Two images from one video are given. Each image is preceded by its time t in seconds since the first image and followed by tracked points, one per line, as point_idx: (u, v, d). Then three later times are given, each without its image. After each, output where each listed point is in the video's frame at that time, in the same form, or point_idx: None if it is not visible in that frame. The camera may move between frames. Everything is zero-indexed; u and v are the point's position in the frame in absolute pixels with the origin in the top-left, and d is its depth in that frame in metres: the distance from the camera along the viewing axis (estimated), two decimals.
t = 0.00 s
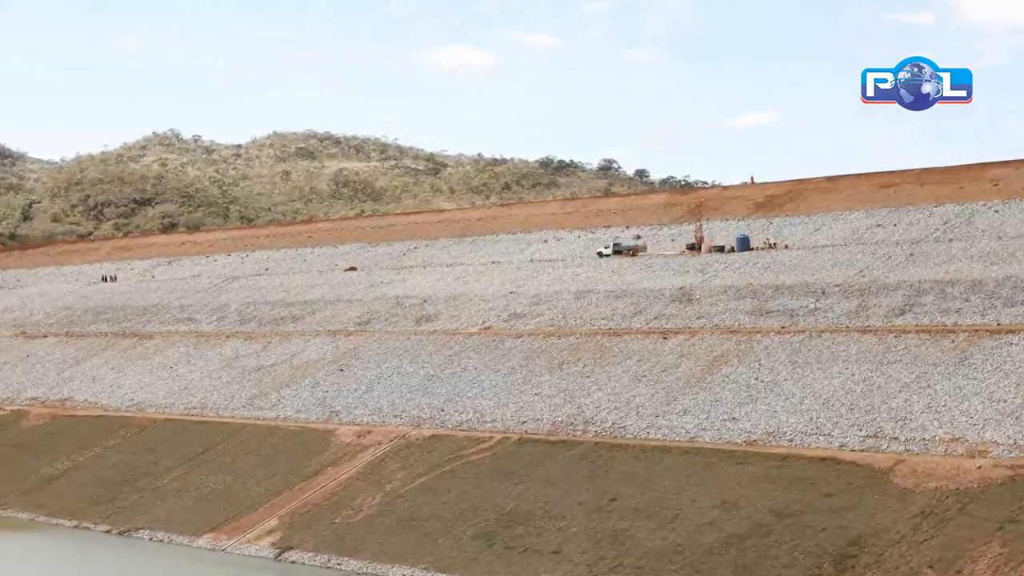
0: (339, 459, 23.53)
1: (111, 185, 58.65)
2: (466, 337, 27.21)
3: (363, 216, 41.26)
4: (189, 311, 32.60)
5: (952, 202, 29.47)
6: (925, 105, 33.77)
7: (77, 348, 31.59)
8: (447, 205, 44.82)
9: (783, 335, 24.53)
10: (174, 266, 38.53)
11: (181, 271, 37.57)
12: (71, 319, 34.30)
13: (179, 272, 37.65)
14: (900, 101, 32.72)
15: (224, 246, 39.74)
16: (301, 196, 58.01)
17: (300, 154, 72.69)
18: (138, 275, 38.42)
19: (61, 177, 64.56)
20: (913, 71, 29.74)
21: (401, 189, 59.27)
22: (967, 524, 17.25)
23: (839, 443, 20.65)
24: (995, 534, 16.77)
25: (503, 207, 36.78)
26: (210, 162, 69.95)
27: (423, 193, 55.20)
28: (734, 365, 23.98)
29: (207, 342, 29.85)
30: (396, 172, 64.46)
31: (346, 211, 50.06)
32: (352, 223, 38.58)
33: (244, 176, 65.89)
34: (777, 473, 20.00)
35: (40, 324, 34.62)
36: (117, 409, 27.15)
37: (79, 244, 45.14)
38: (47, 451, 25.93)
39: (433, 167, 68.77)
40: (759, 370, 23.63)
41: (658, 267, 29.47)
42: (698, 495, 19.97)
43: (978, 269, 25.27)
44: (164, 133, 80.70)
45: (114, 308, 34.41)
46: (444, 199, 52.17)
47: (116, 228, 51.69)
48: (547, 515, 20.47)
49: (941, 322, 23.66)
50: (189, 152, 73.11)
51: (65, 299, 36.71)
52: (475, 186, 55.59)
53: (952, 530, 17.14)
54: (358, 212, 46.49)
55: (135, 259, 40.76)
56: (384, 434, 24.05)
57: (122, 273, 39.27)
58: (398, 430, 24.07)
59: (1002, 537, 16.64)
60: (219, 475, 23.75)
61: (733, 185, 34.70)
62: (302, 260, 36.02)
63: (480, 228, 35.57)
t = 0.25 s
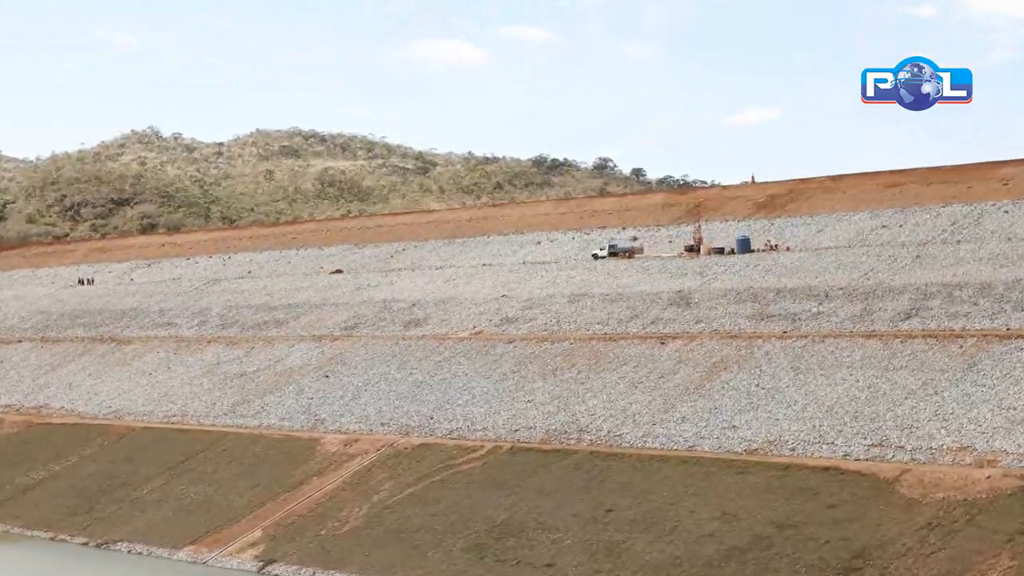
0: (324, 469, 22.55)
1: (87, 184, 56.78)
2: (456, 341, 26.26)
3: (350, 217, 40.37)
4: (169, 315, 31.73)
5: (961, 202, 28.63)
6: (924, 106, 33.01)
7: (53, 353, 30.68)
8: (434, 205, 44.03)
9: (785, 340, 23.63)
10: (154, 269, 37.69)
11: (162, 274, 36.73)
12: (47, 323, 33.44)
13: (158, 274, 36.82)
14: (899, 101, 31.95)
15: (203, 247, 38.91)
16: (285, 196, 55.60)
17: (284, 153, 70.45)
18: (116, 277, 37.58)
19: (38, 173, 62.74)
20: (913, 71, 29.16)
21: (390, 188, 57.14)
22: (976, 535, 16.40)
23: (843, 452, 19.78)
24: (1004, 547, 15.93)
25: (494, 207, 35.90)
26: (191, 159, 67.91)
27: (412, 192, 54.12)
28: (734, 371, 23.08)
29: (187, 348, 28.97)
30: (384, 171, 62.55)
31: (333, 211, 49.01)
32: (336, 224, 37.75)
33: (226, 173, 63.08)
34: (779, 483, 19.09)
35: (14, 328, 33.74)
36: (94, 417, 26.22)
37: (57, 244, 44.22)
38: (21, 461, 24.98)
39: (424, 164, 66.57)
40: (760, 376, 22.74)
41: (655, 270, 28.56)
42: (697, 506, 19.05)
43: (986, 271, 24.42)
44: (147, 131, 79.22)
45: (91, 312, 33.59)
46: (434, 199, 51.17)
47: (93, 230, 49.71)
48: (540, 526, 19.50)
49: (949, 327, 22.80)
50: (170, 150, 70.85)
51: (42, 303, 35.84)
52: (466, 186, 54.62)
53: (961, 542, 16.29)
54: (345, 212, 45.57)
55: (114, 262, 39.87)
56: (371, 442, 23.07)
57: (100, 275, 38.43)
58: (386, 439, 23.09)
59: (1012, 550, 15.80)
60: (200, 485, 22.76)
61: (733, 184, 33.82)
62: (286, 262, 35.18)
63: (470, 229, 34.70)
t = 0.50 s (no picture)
0: (308, 479, 21.57)
1: (63, 185, 54.47)
2: (446, 346, 25.21)
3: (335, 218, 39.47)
4: (148, 320, 30.83)
5: (969, 202, 27.80)
6: (925, 106, 32.16)
7: (27, 359, 29.77)
8: (421, 205, 43.18)
9: (787, 345, 22.73)
10: (131, 272, 36.82)
11: (140, 277, 35.87)
12: (21, 328, 32.56)
13: (135, 277, 35.96)
14: (899, 101, 31.11)
15: (182, 250, 37.93)
16: (268, 196, 52.56)
17: (268, 152, 66.59)
18: (92, 281, 36.68)
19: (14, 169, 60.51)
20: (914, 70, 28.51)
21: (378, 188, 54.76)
22: (986, 548, 15.56)
23: (847, 462, 18.90)
24: (1013, 560, 15.11)
25: (485, 207, 34.96)
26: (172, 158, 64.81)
27: (401, 192, 52.78)
28: (734, 378, 22.19)
29: (166, 353, 28.05)
30: (370, 168, 60.49)
31: (319, 211, 47.83)
32: (319, 225, 36.87)
33: (206, 172, 60.05)
34: (781, 494, 18.19)
35: None
36: (70, 426, 25.27)
37: (33, 245, 43.25)
38: None
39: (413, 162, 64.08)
40: (761, 383, 21.84)
41: (652, 273, 27.63)
42: (694, 517, 18.15)
43: (996, 274, 23.55)
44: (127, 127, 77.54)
45: (66, 316, 32.74)
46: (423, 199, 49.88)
47: (68, 232, 47.59)
48: (532, 538, 18.56)
49: (957, 332, 21.93)
50: (150, 147, 68.43)
51: (17, 307, 34.96)
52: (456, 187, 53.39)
53: (969, 556, 15.46)
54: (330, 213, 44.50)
55: (90, 265, 38.96)
56: (357, 452, 22.12)
57: (76, 279, 37.53)
58: (372, 449, 22.09)
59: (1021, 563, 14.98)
60: (179, 496, 21.78)
61: (733, 183, 32.93)
62: (268, 265, 34.28)
63: (460, 231, 33.80)
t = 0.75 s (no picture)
0: (291, 491, 20.54)
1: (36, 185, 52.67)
2: (434, 352, 24.23)
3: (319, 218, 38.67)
4: (124, 325, 29.99)
5: (979, 201, 26.96)
6: (925, 105, 31.29)
7: None
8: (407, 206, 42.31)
9: (789, 351, 21.82)
10: (107, 275, 35.97)
11: (116, 280, 35.03)
12: None
13: (112, 281, 35.20)
14: (898, 101, 30.25)
15: (160, 252, 37.16)
16: (249, 196, 50.63)
17: (250, 149, 64.52)
18: (66, 284, 35.83)
19: None
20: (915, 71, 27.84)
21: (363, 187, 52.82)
22: (996, 564, 14.71)
23: (851, 473, 18.00)
24: None
25: (476, 208, 34.14)
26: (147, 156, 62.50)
27: (387, 192, 51.14)
28: (734, 385, 21.27)
29: (144, 359, 27.12)
30: (355, 166, 58.57)
31: (304, 212, 46.58)
32: (302, 225, 36.25)
33: (184, 172, 57.93)
34: (782, 506, 17.27)
35: None
36: (43, 436, 24.27)
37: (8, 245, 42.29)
38: None
39: (401, 160, 62.05)
40: (762, 391, 20.93)
41: (649, 276, 26.71)
42: (692, 530, 17.25)
43: (1006, 277, 22.67)
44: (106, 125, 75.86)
45: (38, 321, 31.91)
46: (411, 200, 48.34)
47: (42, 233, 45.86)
48: (523, 552, 17.62)
49: (966, 337, 21.04)
50: (126, 145, 66.49)
51: None
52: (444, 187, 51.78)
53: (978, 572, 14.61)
54: (314, 213, 43.22)
55: (65, 267, 38.06)
56: (342, 462, 21.10)
57: (50, 282, 36.64)
58: (358, 460, 21.05)
59: None
60: (158, 508, 20.76)
61: (734, 183, 32.07)
62: (250, 268, 33.46)
63: (448, 232, 32.99)
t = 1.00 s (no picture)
0: (272, 503, 19.44)
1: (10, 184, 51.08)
2: (421, 358, 23.30)
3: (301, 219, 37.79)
4: (99, 330, 29.07)
5: (989, 201, 26.13)
6: (925, 106, 30.44)
7: None
8: (393, 207, 41.44)
9: (792, 357, 20.90)
10: (81, 278, 35.09)
11: (90, 284, 34.17)
12: None
13: (86, 284, 34.36)
14: (897, 101, 29.40)
15: (137, 254, 36.35)
16: (229, 196, 49.21)
17: (230, 148, 62.13)
18: (38, 288, 34.93)
19: None
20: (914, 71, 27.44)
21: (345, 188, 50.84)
22: None
23: (855, 484, 17.07)
24: None
25: (465, 209, 33.33)
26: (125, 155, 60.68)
27: (373, 192, 49.45)
28: (733, 393, 20.33)
29: (120, 364, 26.13)
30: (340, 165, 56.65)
31: (287, 212, 45.24)
32: (284, 226, 35.48)
33: (162, 172, 56.14)
34: (784, 519, 16.33)
35: None
36: (13, 444, 23.10)
37: None
38: None
39: (387, 157, 60.08)
40: (763, 400, 19.98)
41: (645, 279, 25.76)
42: (691, 543, 16.31)
43: (1017, 280, 21.78)
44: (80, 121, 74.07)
45: (7, 325, 31.04)
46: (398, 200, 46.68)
47: (14, 233, 44.53)
48: (512, 566, 16.63)
49: (975, 343, 20.14)
50: (100, 142, 64.66)
51: None
52: (431, 187, 50.11)
53: None
54: (296, 214, 41.95)
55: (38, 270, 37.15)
56: (326, 472, 20.01)
57: (21, 286, 35.75)
58: (341, 470, 19.99)
59: None
60: (134, 521, 19.58)
61: (733, 183, 31.22)
62: (230, 270, 32.61)
63: (437, 233, 32.16)
